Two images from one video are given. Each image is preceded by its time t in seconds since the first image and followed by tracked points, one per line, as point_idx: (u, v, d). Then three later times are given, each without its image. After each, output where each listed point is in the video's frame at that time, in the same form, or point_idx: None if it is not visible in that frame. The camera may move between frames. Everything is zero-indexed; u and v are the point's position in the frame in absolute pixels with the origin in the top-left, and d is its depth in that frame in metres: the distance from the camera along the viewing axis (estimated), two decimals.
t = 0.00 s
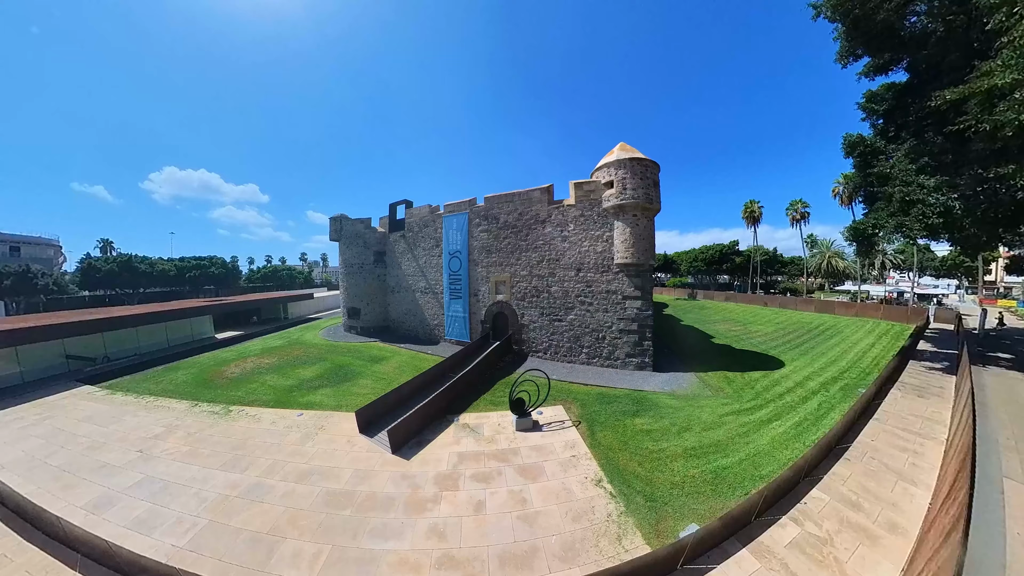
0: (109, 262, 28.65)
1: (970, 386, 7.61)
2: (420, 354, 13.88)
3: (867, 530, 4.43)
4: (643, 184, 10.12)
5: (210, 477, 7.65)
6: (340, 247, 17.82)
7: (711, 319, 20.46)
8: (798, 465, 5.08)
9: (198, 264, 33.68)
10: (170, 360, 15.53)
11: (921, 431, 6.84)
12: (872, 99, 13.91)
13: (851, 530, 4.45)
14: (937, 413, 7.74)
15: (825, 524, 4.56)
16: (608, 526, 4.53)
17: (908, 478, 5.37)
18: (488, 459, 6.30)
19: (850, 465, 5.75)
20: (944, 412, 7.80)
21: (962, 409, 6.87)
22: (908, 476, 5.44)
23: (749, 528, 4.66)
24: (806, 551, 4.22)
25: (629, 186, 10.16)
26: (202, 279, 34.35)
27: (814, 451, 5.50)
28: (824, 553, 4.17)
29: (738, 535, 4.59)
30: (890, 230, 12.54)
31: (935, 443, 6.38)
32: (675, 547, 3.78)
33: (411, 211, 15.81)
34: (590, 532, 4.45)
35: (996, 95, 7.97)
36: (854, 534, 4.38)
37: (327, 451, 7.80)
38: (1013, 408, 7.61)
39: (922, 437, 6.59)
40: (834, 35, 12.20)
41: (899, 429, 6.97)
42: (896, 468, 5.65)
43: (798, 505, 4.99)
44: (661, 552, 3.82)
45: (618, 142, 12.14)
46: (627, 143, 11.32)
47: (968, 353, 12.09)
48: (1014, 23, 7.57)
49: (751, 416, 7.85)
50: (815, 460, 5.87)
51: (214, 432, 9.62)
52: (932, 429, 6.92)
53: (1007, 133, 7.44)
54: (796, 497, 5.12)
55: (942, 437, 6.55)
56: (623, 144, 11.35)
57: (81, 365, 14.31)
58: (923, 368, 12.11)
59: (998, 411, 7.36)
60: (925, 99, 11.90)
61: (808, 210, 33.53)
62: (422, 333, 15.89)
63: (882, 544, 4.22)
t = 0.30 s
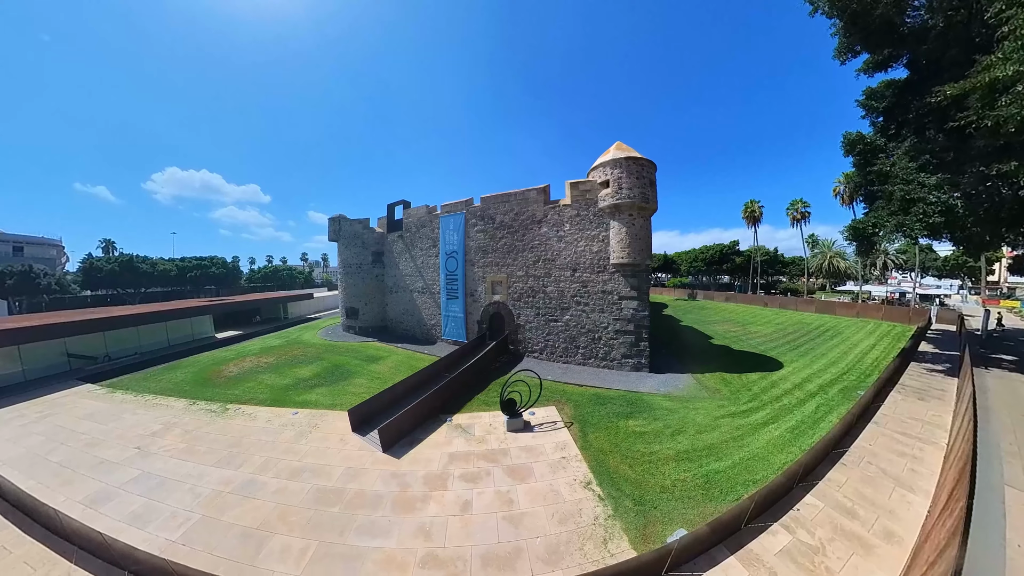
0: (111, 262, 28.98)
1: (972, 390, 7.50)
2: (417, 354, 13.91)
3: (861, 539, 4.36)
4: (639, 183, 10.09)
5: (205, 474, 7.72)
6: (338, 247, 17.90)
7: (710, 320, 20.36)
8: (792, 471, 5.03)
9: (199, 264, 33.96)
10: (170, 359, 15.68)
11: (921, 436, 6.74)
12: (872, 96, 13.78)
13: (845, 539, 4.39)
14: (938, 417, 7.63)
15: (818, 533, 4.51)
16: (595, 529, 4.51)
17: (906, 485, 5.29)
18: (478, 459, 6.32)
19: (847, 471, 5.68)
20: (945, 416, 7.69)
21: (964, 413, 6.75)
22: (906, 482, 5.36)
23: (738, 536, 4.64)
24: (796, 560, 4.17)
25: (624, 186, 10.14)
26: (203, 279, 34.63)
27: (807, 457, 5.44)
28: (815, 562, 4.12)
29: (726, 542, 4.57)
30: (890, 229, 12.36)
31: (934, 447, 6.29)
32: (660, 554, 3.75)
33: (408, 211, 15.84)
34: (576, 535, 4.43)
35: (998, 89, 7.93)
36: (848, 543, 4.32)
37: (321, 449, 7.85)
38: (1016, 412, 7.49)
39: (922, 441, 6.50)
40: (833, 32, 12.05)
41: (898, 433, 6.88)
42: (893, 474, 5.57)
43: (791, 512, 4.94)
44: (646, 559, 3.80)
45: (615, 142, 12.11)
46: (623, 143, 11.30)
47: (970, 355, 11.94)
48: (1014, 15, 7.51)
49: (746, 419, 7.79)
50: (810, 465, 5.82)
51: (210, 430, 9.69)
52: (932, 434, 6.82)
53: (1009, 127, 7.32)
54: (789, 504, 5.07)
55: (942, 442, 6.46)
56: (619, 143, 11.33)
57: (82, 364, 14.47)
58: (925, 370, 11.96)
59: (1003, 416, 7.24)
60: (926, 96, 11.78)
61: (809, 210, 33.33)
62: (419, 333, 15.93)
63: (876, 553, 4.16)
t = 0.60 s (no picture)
0: (112, 262, 29.29)
1: (972, 394, 7.42)
2: (413, 354, 13.97)
3: (853, 548, 4.33)
4: (634, 183, 10.07)
5: (200, 470, 7.80)
6: (337, 247, 17.99)
7: (709, 321, 20.27)
8: (783, 477, 5.00)
9: (199, 265, 34.24)
10: (171, 358, 15.85)
11: (920, 441, 6.69)
12: (870, 94, 13.64)
13: (836, 549, 4.35)
14: (937, 422, 7.57)
15: (808, 542, 4.48)
16: (579, 533, 4.51)
17: (902, 493, 5.24)
18: (466, 459, 6.37)
19: (841, 478, 5.63)
20: (945, 421, 7.62)
21: (964, 418, 6.64)
22: (903, 490, 5.31)
23: (725, 543, 4.62)
24: (783, 569, 4.16)
25: (619, 186, 10.12)
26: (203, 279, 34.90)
27: (800, 462, 5.39)
28: (802, 572, 4.10)
29: (712, 549, 4.55)
30: (889, 229, 12.21)
31: (933, 453, 6.23)
32: (642, 560, 3.72)
33: (406, 212, 15.89)
34: (560, 538, 4.44)
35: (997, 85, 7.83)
36: (838, 553, 4.29)
37: (313, 448, 7.93)
38: (1017, 417, 7.42)
39: (920, 447, 6.44)
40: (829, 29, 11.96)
41: (896, 439, 6.82)
42: (889, 481, 5.53)
43: (781, 519, 4.92)
44: (626, 564, 3.78)
45: (611, 142, 12.09)
46: (619, 143, 11.28)
47: (972, 358, 11.80)
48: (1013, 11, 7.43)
49: (741, 422, 7.75)
50: (804, 471, 5.78)
51: (207, 428, 9.79)
52: (931, 439, 6.77)
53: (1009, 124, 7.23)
54: (780, 511, 5.05)
55: (941, 448, 6.39)
56: (615, 144, 11.31)
57: (84, 363, 14.63)
58: (925, 372, 11.84)
59: (1006, 421, 7.15)
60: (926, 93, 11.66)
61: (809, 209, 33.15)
62: (416, 333, 15.99)
63: (867, 563, 4.12)
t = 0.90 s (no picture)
0: (113, 262, 29.55)
1: (973, 397, 7.33)
2: (409, 354, 14.01)
3: (846, 557, 4.28)
4: (629, 182, 10.05)
5: (195, 467, 7.85)
6: (335, 248, 18.05)
7: (708, 321, 20.17)
8: (775, 482, 4.95)
9: (200, 264, 34.47)
10: (169, 358, 15.93)
11: (918, 445, 6.62)
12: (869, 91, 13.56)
13: (828, 557, 4.30)
14: (937, 425, 7.50)
15: (800, 549, 4.44)
16: (564, 535, 4.50)
17: (899, 499, 5.18)
18: (456, 459, 6.43)
19: (837, 483, 5.58)
20: (945, 424, 7.54)
21: (964, 422, 6.55)
22: (900, 496, 5.25)
23: (713, 549, 4.59)
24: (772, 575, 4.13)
25: (615, 185, 10.11)
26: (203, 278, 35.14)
27: (794, 467, 5.32)
28: None
29: (699, 555, 4.53)
30: (888, 228, 12.11)
31: (932, 458, 6.17)
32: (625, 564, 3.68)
33: (403, 212, 15.93)
34: (545, 540, 4.45)
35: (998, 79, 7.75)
36: (830, 561, 4.24)
37: (305, 445, 8.01)
38: (1018, 421, 7.33)
39: (919, 451, 6.38)
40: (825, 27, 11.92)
41: (895, 442, 6.76)
42: (886, 486, 5.47)
43: (772, 525, 4.88)
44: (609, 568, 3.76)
45: (607, 141, 12.08)
46: (614, 142, 11.26)
47: (973, 359, 11.69)
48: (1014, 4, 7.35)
49: (736, 424, 7.69)
50: (798, 476, 5.74)
51: (203, 426, 9.85)
52: (930, 443, 6.70)
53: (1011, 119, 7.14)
54: (772, 516, 5.01)
55: (940, 452, 6.32)
56: (611, 142, 11.29)
57: (84, 362, 14.74)
58: (926, 374, 11.73)
59: (1008, 425, 7.06)
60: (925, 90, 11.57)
61: (809, 210, 33.04)
62: (413, 333, 16.02)
63: (860, 573, 4.07)
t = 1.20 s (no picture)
0: (113, 262, 29.71)
1: (973, 401, 7.24)
2: (406, 354, 14.03)
3: (838, 565, 4.23)
4: (625, 182, 10.03)
5: (189, 465, 7.89)
6: (333, 248, 18.10)
7: (707, 321, 20.08)
8: (767, 489, 4.90)
9: (199, 265, 34.64)
10: (168, 358, 16.01)
11: (917, 450, 6.55)
12: (868, 89, 13.47)
13: (819, 565, 4.26)
14: (937, 429, 7.41)
15: (790, 558, 4.40)
16: (550, 538, 4.50)
17: (896, 506, 5.11)
18: (447, 460, 6.48)
19: (831, 489, 5.53)
20: (945, 428, 7.46)
21: (965, 426, 6.44)
22: (896, 503, 5.18)
23: (701, 555, 4.57)
24: None
25: (610, 185, 10.08)
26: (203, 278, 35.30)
27: (789, 473, 5.24)
28: None
29: (687, 563, 4.49)
30: (886, 228, 12.10)
31: (931, 463, 6.10)
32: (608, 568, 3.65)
33: (400, 212, 15.96)
34: (530, 542, 4.47)
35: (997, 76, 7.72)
36: (822, 569, 4.19)
37: (299, 444, 8.07)
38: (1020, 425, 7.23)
39: (918, 456, 6.30)
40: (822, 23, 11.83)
41: (892, 447, 6.69)
42: (882, 493, 5.40)
43: (763, 532, 4.85)
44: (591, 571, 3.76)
45: (604, 141, 12.06)
46: (610, 141, 11.24)
47: (974, 361, 11.59)
48: None
49: (731, 427, 7.63)
50: (791, 482, 5.69)
51: (199, 425, 9.89)
52: (929, 447, 6.62)
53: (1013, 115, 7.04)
54: (763, 523, 4.98)
55: (939, 457, 6.25)
56: (607, 142, 11.28)
57: (83, 362, 14.83)
58: (926, 376, 11.63)
59: (1009, 429, 6.96)
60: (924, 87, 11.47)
61: (808, 209, 32.91)
62: (410, 333, 16.07)
63: None
